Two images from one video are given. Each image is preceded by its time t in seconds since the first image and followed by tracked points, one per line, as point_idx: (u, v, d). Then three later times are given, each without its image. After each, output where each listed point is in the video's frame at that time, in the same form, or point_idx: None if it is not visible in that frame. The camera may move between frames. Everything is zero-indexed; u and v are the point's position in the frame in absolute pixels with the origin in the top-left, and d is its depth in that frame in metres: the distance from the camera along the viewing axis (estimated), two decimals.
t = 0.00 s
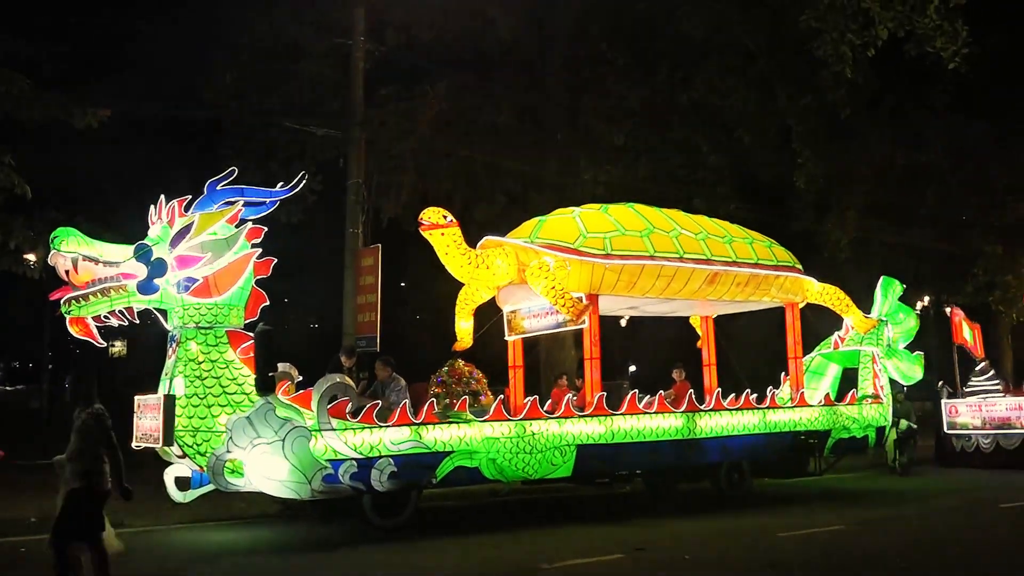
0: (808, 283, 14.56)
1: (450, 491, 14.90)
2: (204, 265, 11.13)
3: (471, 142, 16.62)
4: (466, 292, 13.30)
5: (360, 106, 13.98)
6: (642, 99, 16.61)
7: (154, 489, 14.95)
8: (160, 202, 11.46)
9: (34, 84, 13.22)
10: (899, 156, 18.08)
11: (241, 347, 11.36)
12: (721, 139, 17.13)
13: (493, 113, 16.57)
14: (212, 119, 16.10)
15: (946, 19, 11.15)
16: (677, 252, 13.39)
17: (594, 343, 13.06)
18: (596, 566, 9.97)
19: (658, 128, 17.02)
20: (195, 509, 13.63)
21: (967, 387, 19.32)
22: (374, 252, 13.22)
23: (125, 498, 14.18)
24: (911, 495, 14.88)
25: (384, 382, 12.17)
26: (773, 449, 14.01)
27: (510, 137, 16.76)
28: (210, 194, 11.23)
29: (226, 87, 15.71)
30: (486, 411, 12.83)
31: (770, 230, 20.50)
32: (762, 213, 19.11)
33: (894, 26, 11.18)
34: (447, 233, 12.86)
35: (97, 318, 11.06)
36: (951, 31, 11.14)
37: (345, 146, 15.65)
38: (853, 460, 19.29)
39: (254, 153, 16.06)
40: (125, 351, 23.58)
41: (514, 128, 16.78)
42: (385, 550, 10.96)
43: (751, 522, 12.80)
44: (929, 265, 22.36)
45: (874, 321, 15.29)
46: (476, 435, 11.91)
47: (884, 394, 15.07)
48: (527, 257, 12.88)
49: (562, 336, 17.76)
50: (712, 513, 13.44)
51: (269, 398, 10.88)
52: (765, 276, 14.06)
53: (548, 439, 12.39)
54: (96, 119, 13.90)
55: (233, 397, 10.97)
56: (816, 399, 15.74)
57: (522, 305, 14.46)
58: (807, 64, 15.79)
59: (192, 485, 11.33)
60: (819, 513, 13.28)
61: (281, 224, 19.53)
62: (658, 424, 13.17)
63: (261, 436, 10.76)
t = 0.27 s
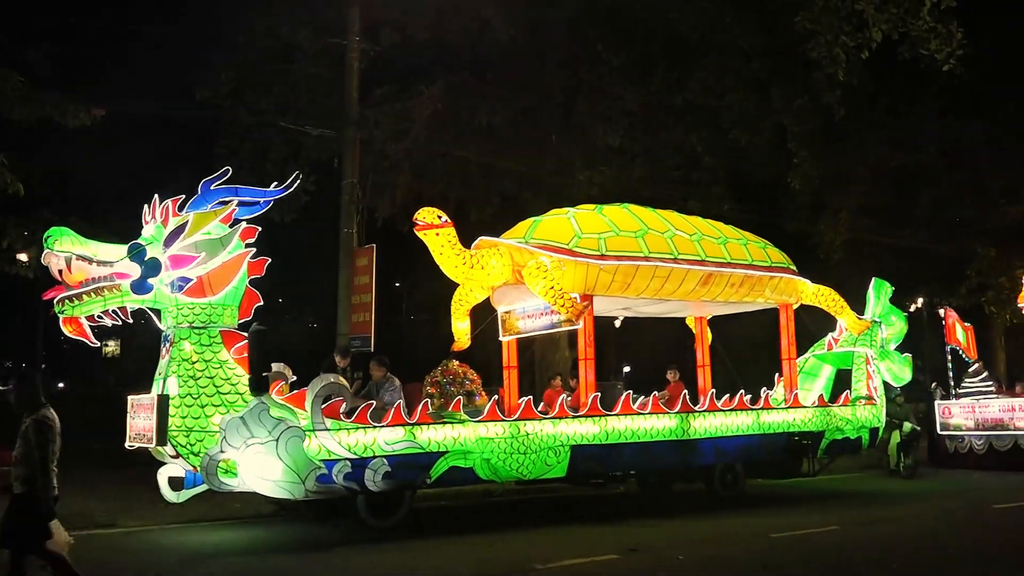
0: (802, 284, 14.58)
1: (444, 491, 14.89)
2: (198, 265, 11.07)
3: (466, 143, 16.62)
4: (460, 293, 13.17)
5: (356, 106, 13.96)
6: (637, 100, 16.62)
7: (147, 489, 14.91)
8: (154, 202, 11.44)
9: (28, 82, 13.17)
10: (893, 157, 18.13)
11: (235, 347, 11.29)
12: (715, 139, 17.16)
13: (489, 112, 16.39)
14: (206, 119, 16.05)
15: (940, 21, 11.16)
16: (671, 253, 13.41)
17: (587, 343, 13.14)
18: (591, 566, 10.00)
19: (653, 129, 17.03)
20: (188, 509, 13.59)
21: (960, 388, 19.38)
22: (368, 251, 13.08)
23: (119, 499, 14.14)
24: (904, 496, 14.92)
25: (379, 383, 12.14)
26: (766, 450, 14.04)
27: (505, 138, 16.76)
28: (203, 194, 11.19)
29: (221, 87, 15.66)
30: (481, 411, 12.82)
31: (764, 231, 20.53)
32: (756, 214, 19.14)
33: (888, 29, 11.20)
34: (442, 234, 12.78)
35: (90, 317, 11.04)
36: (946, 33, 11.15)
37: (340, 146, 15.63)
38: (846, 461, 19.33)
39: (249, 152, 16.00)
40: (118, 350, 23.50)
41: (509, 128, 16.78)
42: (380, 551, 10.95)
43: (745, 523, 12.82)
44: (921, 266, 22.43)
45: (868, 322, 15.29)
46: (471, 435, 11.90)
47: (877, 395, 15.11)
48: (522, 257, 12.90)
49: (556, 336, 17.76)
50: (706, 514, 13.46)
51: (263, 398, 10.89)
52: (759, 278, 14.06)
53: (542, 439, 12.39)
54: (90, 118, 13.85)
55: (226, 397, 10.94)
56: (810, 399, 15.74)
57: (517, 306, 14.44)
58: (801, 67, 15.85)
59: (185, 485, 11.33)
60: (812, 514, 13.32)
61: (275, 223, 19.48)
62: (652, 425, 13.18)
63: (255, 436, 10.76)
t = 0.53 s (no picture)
0: (797, 283, 14.62)
1: (440, 490, 14.88)
2: (193, 263, 11.07)
3: (462, 142, 16.59)
4: (456, 292, 13.36)
5: (352, 105, 13.93)
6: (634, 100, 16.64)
7: (142, 488, 14.85)
8: (149, 200, 11.41)
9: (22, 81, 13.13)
10: (889, 157, 18.14)
11: (230, 345, 11.35)
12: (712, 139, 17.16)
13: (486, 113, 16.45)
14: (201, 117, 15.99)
15: (937, 20, 11.11)
16: (667, 252, 13.41)
17: (583, 342, 13.17)
18: (585, 566, 9.99)
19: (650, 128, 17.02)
20: (183, 509, 13.55)
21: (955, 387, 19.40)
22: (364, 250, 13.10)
23: (113, 498, 14.08)
24: (898, 496, 14.95)
25: (374, 382, 12.13)
26: (761, 449, 14.05)
27: (501, 136, 16.74)
28: (200, 192, 11.21)
29: (216, 85, 15.61)
30: (475, 410, 12.81)
31: (760, 231, 20.53)
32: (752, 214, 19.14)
33: (885, 29, 11.19)
34: (438, 232, 12.80)
35: (85, 315, 11.05)
36: (943, 32, 11.11)
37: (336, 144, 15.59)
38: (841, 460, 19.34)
39: (245, 150, 15.94)
40: (113, 349, 23.42)
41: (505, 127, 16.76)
42: (375, 550, 10.94)
43: (741, 522, 12.83)
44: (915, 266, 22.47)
45: (862, 322, 15.45)
46: (467, 434, 11.91)
47: (872, 395, 15.23)
48: (518, 256, 12.85)
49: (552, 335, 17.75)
50: (702, 514, 13.46)
51: (258, 397, 10.82)
52: (755, 277, 14.10)
53: (537, 438, 12.39)
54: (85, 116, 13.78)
55: (221, 395, 11.00)
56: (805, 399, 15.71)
57: (512, 305, 14.47)
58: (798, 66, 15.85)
59: (180, 484, 11.33)
60: (807, 513, 13.33)
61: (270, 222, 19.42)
62: (647, 424, 13.19)
63: (250, 434, 10.68)
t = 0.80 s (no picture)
0: (793, 281, 14.65)
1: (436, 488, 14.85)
2: (188, 260, 11.05)
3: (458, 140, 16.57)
4: (452, 290, 13.31)
5: (348, 102, 13.91)
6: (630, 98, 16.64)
7: (138, 486, 14.82)
8: (144, 197, 11.38)
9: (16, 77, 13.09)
10: (884, 156, 18.17)
11: (226, 342, 11.26)
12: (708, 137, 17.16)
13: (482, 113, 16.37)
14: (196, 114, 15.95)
15: (933, 16, 11.14)
16: (663, 250, 13.40)
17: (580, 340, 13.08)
18: (581, 563, 9.98)
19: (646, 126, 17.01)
20: (179, 506, 13.53)
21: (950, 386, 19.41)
22: (360, 248, 13.07)
23: (109, 496, 14.05)
24: (893, 493, 14.98)
25: (370, 379, 12.16)
26: (757, 447, 14.05)
27: (497, 134, 16.73)
28: (195, 189, 11.19)
29: (212, 82, 15.57)
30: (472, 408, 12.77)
31: (756, 229, 20.56)
32: (748, 212, 19.16)
33: (881, 26, 11.18)
34: (435, 229, 12.71)
35: (80, 313, 10.99)
36: (939, 29, 11.13)
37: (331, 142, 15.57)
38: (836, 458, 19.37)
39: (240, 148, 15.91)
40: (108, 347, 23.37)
41: (501, 125, 16.75)
42: (371, 547, 10.94)
43: (736, 519, 12.84)
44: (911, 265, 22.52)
45: (856, 320, 15.18)
46: (462, 432, 11.86)
47: (868, 393, 15.20)
48: (514, 253, 12.93)
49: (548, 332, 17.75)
50: (697, 511, 13.47)
51: (254, 395, 10.87)
52: (750, 275, 14.11)
53: (533, 436, 12.38)
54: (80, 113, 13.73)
55: (217, 393, 10.91)
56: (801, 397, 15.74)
57: (508, 302, 14.46)
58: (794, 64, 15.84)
59: (175, 481, 11.29)
60: (803, 511, 13.34)
61: (266, 220, 19.40)
62: (643, 422, 13.18)
63: (245, 432, 10.72)
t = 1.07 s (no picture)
0: (788, 280, 14.73)
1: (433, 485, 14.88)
2: (184, 258, 11.01)
3: (454, 138, 16.58)
4: (449, 288, 13.33)
5: (344, 99, 13.91)
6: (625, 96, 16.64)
7: (134, 484, 14.80)
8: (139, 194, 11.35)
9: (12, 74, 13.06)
10: (879, 154, 18.22)
11: (221, 340, 11.25)
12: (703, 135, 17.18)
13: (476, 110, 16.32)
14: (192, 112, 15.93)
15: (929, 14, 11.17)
16: (659, 248, 13.39)
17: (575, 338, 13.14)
18: (576, 561, 9.98)
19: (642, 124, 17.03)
20: (175, 504, 13.51)
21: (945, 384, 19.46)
22: (355, 246, 13.16)
23: (105, 494, 14.03)
24: (888, 491, 15.03)
25: (366, 377, 12.13)
26: (752, 445, 14.08)
27: (493, 132, 16.74)
28: (190, 186, 11.17)
29: (208, 80, 15.55)
30: (467, 406, 12.84)
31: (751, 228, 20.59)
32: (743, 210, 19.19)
33: (878, 24, 11.19)
34: (430, 227, 12.63)
35: (75, 310, 10.99)
36: (935, 27, 11.16)
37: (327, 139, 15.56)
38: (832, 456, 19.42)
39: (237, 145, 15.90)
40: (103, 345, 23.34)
41: (497, 123, 16.75)
42: (367, 545, 10.94)
43: (731, 517, 12.87)
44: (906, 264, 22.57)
45: (851, 319, 15.20)
46: (458, 430, 11.86)
47: (864, 391, 15.30)
48: (510, 251, 12.87)
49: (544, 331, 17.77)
50: (693, 509, 13.49)
51: (249, 392, 10.79)
52: (746, 273, 14.14)
53: (529, 433, 12.40)
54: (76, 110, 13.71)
55: (212, 390, 10.91)
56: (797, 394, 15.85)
57: (504, 300, 14.44)
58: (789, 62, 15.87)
59: (171, 479, 11.27)
60: (798, 508, 13.38)
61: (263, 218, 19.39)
62: (638, 420, 13.19)
63: (240, 429, 10.66)
